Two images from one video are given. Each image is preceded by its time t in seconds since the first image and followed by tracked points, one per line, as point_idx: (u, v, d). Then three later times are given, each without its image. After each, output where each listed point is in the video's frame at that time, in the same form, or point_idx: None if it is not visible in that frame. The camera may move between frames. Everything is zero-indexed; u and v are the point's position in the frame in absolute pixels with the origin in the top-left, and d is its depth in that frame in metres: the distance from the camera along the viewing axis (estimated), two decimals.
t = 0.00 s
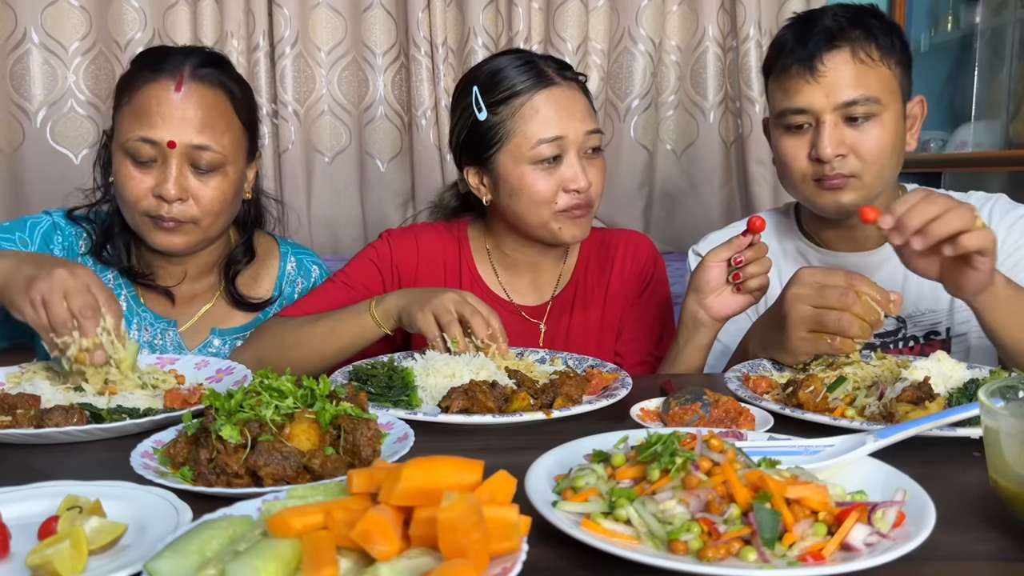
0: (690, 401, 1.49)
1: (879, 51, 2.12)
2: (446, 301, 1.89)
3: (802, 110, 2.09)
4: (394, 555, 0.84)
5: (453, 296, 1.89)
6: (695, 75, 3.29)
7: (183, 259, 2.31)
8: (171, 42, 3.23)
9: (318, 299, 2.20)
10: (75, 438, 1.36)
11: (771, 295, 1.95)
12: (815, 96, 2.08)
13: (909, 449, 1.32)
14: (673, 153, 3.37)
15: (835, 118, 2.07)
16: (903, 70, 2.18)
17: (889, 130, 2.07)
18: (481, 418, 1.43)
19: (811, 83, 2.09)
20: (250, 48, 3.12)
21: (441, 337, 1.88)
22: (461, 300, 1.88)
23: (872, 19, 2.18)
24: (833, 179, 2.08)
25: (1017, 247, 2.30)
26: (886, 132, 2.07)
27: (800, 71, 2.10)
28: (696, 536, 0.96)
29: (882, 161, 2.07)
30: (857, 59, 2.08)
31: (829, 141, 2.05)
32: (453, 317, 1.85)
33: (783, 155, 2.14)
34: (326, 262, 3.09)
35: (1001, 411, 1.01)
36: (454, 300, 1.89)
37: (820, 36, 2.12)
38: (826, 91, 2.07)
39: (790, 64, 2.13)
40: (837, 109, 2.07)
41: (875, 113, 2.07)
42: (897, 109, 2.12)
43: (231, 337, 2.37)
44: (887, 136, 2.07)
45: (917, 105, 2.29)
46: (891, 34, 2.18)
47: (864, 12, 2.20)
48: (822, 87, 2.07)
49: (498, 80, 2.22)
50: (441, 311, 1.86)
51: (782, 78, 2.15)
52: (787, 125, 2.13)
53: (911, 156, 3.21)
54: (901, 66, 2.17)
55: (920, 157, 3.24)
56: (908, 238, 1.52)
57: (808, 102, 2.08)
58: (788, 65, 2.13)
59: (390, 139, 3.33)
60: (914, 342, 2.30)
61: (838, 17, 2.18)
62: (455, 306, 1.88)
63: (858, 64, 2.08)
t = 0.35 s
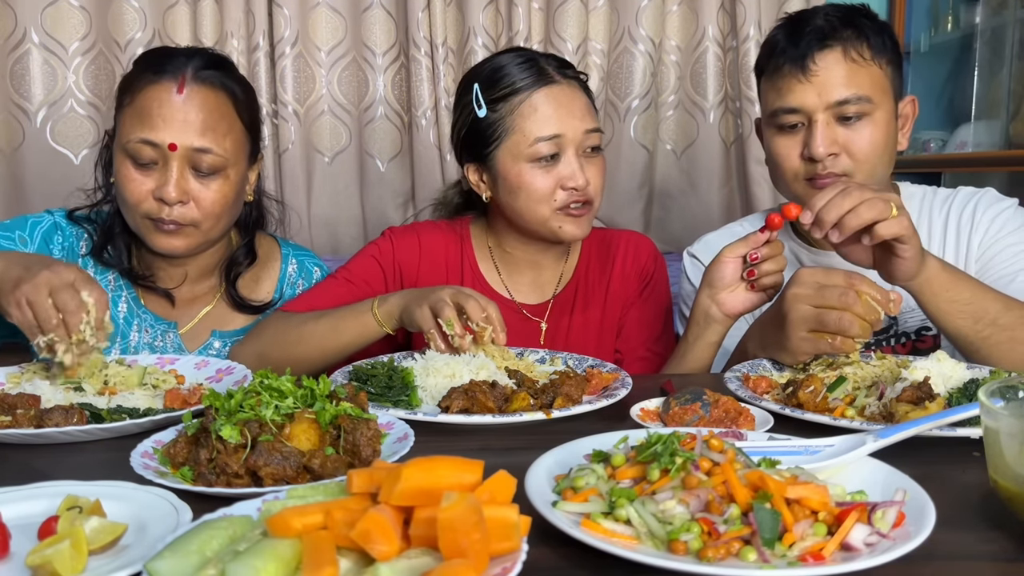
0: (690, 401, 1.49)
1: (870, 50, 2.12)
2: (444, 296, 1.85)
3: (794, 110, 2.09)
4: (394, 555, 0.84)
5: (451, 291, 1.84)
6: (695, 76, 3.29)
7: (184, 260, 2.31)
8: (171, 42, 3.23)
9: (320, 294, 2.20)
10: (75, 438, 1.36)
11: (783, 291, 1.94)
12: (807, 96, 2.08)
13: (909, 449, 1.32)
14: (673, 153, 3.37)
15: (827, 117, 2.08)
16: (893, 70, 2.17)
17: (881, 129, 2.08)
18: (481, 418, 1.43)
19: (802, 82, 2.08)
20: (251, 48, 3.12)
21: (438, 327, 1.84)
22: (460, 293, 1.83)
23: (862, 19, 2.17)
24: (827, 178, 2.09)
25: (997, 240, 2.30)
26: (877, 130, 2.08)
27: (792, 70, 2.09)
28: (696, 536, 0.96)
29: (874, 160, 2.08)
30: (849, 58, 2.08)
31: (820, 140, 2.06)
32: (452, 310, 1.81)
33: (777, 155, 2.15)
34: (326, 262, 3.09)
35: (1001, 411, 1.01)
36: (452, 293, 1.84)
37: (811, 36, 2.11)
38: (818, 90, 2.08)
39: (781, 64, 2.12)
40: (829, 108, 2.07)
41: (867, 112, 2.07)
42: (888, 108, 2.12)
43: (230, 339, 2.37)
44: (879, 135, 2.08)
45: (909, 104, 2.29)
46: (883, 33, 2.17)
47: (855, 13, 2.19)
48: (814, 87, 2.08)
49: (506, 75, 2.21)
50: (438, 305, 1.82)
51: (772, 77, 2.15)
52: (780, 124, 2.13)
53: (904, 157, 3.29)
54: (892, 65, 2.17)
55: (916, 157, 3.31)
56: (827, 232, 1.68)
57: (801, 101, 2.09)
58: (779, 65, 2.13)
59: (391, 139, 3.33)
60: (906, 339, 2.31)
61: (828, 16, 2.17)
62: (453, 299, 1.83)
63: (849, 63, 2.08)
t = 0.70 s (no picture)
0: (690, 401, 1.49)
1: (888, 52, 2.11)
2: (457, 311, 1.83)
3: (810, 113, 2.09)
4: (395, 555, 0.84)
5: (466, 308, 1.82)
6: (695, 75, 3.29)
7: (181, 260, 2.31)
8: (171, 42, 3.22)
9: (329, 285, 2.22)
10: (75, 438, 1.36)
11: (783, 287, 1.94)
12: (823, 99, 2.08)
13: (909, 449, 1.32)
14: (673, 153, 3.37)
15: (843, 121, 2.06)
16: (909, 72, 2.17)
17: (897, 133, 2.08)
18: (482, 418, 1.43)
19: (819, 85, 2.08)
20: (250, 48, 3.11)
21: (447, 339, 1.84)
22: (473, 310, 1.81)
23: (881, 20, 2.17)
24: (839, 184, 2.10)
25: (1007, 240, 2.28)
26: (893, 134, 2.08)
27: (808, 72, 2.09)
28: (696, 536, 0.96)
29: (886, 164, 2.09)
30: (867, 61, 2.07)
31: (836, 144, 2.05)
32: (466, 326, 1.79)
33: (790, 157, 2.15)
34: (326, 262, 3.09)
35: (1001, 411, 1.01)
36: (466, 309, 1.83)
37: (830, 37, 2.11)
38: (834, 93, 2.07)
39: (797, 65, 2.11)
40: (845, 112, 2.07)
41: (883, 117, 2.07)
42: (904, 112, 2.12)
43: (229, 338, 2.37)
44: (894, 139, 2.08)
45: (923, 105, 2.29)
46: (900, 35, 2.17)
47: (871, 12, 2.20)
48: (831, 90, 2.07)
49: (501, 70, 2.21)
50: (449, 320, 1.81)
51: (788, 78, 2.14)
52: (796, 126, 2.12)
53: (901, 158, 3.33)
54: (908, 68, 2.17)
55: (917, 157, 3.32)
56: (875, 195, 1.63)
57: (816, 104, 2.08)
58: (796, 66, 2.11)
59: (391, 139, 3.33)
60: (912, 338, 2.27)
61: (848, 17, 2.17)
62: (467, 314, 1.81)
63: (868, 66, 2.07)
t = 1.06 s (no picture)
0: (690, 401, 1.49)
1: (945, 57, 2.06)
2: (462, 305, 1.86)
3: (861, 112, 2.03)
4: (395, 555, 0.84)
5: (469, 299, 1.86)
6: (695, 76, 3.29)
7: (180, 261, 2.32)
8: (171, 42, 3.22)
9: (326, 275, 2.23)
10: (74, 438, 1.36)
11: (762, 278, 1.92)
12: (876, 98, 2.02)
13: (909, 448, 1.32)
14: (673, 153, 3.38)
15: (895, 124, 2.01)
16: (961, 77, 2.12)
17: (943, 140, 2.04)
18: (481, 418, 1.44)
19: (873, 85, 2.02)
20: (251, 48, 3.11)
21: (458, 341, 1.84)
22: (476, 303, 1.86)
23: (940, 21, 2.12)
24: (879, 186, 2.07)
25: None
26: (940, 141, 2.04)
27: (863, 70, 2.03)
28: (696, 536, 0.96)
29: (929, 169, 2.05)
30: (925, 64, 2.02)
31: (884, 146, 2.01)
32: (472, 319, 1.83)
33: (831, 154, 2.10)
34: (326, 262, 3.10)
35: (1001, 411, 1.01)
36: (471, 302, 1.86)
37: (890, 35, 2.04)
38: (888, 95, 2.01)
39: (853, 59, 2.05)
40: (897, 116, 2.01)
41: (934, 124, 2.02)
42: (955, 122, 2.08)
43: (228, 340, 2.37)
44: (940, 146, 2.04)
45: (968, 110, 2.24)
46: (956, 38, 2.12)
47: (933, 12, 2.14)
48: (886, 91, 2.01)
49: (506, 70, 2.20)
50: (460, 314, 1.84)
51: (839, 72, 2.07)
52: (842, 124, 2.06)
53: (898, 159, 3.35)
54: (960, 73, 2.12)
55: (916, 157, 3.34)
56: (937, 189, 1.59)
57: (869, 103, 2.02)
58: (852, 59, 2.05)
59: (390, 139, 3.33)
60: (934, 342, 2.28)
61: (910, 16, 2.10)
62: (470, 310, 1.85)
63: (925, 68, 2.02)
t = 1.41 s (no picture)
0: (690, 401, 1.49)
1: None
2: (444, 317, 1.88)
3: (929, 117, 1.92)
4: (395, 555, 0.84)
5: (452, 313, 1.88)
6: (695, 76, 3.30)
7: (177, 259, 2.32)
8: (171, 42, 3.23)
9: (318, 270, 2.23)
10: (74, 438, 1.36)
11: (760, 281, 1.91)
12: (948, 105, 1.91)
13: (908, 448, 1.32)
14: (673, 153, 3.38)
15: (964, 133, 1.90)
16: None
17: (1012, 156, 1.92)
18: (482, 418, 1.43)
19: (946, 90, 1.91)
20: (251, 48, 3.11)
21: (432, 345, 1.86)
22: (457, 318, 1.87)
23: None
24: (941, 198, 1.98)
25: None
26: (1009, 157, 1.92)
27: (937, 72, 1.92)
28: (696, 536, 0.96)
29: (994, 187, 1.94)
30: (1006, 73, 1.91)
31: (950, 157, 1.90)
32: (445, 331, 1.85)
33: (892, 156, 2.00)
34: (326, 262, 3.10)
35: (1001, 411, 1.01)
36: (452, 316, 1.88)
37: (972, 38, 1.93)
38: (962, 102, 1.90)
39: (930, 60, 1.94)
40: (968, 125, 1.90)
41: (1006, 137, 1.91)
42: None
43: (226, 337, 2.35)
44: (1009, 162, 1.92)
45: None
46: None
47: None
48: (960, 98, 1.90)
49: (507, 75, 2.16)
50: (435, 325, 1.86)
51: (913, 71, 1.97)
52: (909, 127, 1.96)
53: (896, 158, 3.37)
54: None
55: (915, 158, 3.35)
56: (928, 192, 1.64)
57: (940, 108, 1.91)
58: (929, 59, 1.94)
59: (391, 140, 3.33)
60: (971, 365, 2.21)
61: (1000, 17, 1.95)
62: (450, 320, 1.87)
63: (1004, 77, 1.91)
